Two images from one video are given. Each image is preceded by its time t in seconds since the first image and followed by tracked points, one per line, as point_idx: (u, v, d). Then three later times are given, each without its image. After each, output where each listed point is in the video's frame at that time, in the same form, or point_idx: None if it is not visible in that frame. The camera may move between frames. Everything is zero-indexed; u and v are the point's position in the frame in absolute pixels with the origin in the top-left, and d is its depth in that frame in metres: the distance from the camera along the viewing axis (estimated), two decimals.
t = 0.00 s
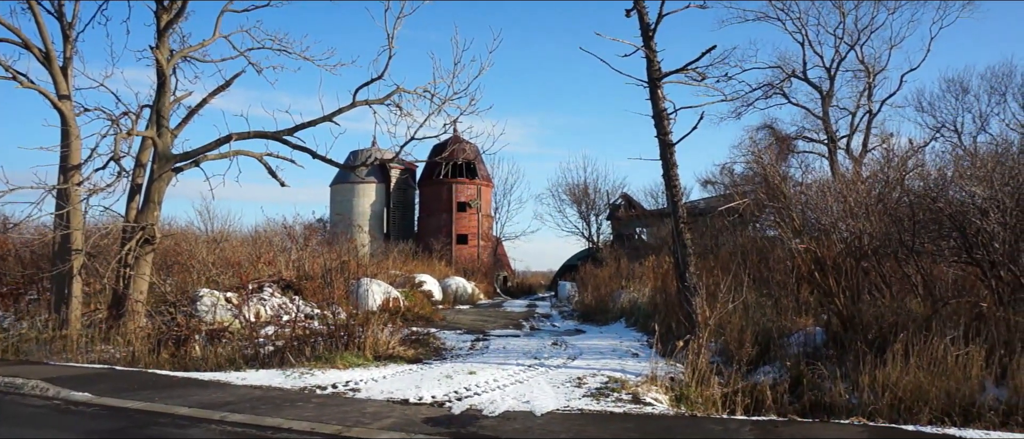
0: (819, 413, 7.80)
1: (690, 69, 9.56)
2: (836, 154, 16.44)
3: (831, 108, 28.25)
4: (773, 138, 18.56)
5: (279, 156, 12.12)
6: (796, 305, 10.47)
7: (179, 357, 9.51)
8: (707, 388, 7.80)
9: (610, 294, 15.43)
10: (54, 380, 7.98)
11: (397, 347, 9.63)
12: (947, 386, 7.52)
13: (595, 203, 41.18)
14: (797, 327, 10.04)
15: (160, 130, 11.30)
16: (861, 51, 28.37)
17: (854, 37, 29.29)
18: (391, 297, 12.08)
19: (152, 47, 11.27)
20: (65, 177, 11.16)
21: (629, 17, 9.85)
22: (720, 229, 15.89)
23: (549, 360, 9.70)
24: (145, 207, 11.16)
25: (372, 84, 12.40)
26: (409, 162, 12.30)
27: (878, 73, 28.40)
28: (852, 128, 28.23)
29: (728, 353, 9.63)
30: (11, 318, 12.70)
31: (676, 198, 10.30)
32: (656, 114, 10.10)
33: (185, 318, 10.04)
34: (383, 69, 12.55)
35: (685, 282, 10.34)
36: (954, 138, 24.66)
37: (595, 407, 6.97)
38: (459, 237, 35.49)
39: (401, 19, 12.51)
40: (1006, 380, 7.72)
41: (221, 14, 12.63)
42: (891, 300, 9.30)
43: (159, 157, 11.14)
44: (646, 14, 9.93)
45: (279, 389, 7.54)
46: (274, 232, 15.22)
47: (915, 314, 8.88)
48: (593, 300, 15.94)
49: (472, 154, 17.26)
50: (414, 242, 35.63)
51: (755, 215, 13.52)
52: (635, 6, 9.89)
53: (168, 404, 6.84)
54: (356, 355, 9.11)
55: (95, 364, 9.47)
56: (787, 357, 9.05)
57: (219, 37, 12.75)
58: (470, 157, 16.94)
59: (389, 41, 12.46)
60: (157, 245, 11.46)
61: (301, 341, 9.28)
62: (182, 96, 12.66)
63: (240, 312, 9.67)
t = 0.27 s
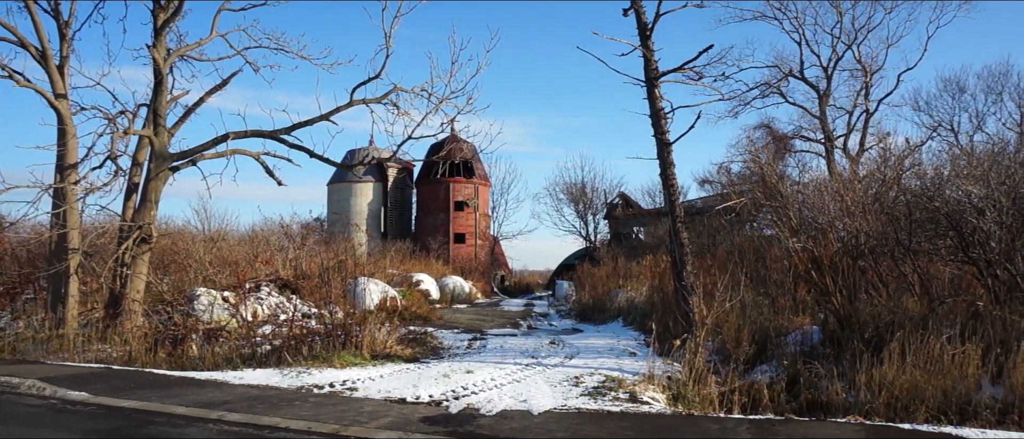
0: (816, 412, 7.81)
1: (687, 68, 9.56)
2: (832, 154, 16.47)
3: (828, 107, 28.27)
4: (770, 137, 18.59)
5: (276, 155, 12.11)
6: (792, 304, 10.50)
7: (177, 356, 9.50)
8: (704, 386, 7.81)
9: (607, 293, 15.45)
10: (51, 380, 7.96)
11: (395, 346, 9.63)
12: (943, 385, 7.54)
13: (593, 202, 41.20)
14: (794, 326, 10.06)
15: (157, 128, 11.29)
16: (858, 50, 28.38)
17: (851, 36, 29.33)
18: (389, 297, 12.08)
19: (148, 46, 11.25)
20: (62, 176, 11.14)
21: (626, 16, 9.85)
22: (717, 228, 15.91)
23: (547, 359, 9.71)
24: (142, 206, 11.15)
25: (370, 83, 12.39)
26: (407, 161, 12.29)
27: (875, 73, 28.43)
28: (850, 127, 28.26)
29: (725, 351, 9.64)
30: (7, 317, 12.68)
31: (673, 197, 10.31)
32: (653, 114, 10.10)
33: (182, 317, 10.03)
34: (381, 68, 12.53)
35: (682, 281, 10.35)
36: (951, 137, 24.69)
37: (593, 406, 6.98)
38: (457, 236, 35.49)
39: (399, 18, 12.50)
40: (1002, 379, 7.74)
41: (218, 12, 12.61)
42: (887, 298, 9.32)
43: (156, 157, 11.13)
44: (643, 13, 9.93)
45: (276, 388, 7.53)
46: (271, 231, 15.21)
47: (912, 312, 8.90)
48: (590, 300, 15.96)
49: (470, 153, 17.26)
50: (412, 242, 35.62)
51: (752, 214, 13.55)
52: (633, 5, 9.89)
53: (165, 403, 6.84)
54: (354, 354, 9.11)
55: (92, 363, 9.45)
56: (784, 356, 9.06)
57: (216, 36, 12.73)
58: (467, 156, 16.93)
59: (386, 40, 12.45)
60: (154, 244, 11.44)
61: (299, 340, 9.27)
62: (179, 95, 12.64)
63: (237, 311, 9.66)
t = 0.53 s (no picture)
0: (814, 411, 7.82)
1: (685, 67, 9.57)
2: (829, 153, 16.50)
3: (825, 107, 28.30)
4: (767, 136, 18.60)
5: (274, 154, 12.10)
6: (790, 303, 10.51)
7: (174, 356, 9.48)
8: (701, 386, 7.82)
9: (604, 293, 15.45)
10: (48, 379, 7.94)
11: (392, 345, 9.62)
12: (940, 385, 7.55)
13: (590, 202, 41.21)
14: (791, 325, 10.08)
15: (153, 128, 11.27)
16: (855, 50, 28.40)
17: (848, 36, 29.36)
18: (387, 296, 12.07)
19: (145, 45, 11.23)
20: (59, 175, 11.11)
21: (624, 16, 9.85)
22: (715, 228, 15.92)
23: (545, 358, 9.71)
24: (139, 205, 11.13)
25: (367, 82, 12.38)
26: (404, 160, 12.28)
27: (872, 72, 28.47)
28: (847, 127, 28.29)
29: (723, 351, 9.64)
30: (3, 317, 12.65)
31: (671, 196, 10.32)
32: (650, 113, 10.11)
33: (179, 316, 10.00)
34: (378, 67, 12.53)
35: (680, 281, 10.36)
36: (948, 136, 24.72)
37: (590, 405, 6.97)
38: (454, 235, 35.48)
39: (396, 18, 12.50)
40: (999, 378, 7.75)
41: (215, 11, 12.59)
42: (884, 298, 9.32)
43: (153, 156, 11.11)
44: (641, 12, 9.93)
45: (273, 388, 7.52)
46: (268, 230, 15.19)
47: (909, 311, 8.91)
48: (587, 299, 15.96)
49: (467, 152, 17.27)
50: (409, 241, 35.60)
51: (749, 214, 13.56)
52: (630, 5, 9.89)
53: (162, 403, 6.82)
54: (351, 354, 9.10)
55: (89, 363, 9.42)
56: (781, 355, 9.06)
57: (213, 35, 12.70)
58: (465, 155, 16.93)
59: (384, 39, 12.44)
60: (151, 244, 11.41)
61: (296, 340, 9.26)
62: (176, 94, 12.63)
63: (234, 311, 9.64)
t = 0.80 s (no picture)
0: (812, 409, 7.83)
1: (684, 66, 9.56)
2: (827, 152, 16.52)
3: (824, 106, 28.33)
4: (766, 135, 18.60)
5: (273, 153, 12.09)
6: (788, 302, 10.52)
7: (172, 355, 9.47)
8: (700, 385, 7.82)
9: (603, 292, 15.46)
10: (47, 379, 7.94)
11: (391, 345, 9.62)
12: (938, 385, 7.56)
13: (589, 201, 41.22)
14: (790, 324, 10.08)
15: (152, 127, 11.26)
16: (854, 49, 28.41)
17: (847, 36, 29.38)
18: (385, 295, 12.07)
19: (144, 44, 11.22)
20: (57, 174, 11.10)
21: (622, 15, 9.85)
22: (713, 227, 15.93)
23: (543, 357, 9.71)
24: (138, 204, 11.12)
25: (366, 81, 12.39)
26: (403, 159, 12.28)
27: (871, 71, 28.49)
28: (845, 126, 28.31)
29: (721, 350, 9.65)
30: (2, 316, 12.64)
31: (669, 196, 10.32)
32: (649, 112, 10.11)
33: (177, 315, 9.99)
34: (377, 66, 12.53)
35: (679, 280, 10.36)
36: (946, 135, 24.75)
37: (589, 404, 6.98)
38: (453, 234, 35.48)
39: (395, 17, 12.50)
40: (997, 377, 7.76)
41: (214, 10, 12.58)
42: (883, 297, 9.32)
43: (151, 155, 11.10)
44: (640, 11, 9.93)
45: (272, 387, 7.52)
46: (267, 229, 15.19)
47: (908, 310, 8.92)
48: (586, 298, 15.97)
49: (466, 151, 17.27)
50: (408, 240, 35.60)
51: (749, 212, 13.58)
52: (629, 4, 9.89)
53: (161, 402, 6.82)
54: (350, 353, 9.10)
55: (88, 362, 9.42)
56: (780, 354, 9.07)
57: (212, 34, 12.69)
58: (464, 154, 16.93)
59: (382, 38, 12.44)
60: (149, 243, 11.41)
61: (295, 339, 9.26)
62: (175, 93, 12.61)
63: (233, 310, 9.63)
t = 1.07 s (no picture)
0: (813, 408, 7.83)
1: (684, 65, 9.56)
2: (828, 151, 16.52)
3: (824, 105, 28.30)
4: (767, 134, 18.59)
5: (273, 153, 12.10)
6: (789, 301, 10.52)
7: (174, 355, 9.48)
8: (701, 384, 7.82)
9: (604, 291, 15.47)
10: (48, 378, 7.95)
11: (392, 344, 9.62)
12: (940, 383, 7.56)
13: (590, 200, 41.21)
14: (790, 323, 10.08)
15: (153, 126, 11.26)
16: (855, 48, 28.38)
17: (848, 34, 29.35)
18: (386, 295, 12.07)
19: (144, 44, 11.22)
20: (58, 174, 11.11)
21: (623, 14, 9.84)
22: (714, 226, 15.93)
23: (544, 356, 9.71)
24: (139, 204, 11.12)
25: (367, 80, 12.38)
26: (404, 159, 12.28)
27: (872, 70, 28.46)
28: (846, 125, 28.29)
29: (722, 349, 9.65)
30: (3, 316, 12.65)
31: (670, 194, 10.32)
32: (650, 111, 10.11)
33: (179, 315, 10.00)
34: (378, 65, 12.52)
35: (680, 279, 10.36)
36: (948, 134, 24.72)
37: (590, 403, 6.98)
38: (454, 233, 35.49)
39: (396, 16, 12.50)
40: (998, 375, 7.76)
41: (215, 10, 12.57)
42: (884, 295, 9.31)
43: (152, 155, 11.10)
44: (640, 10, 9.92)
45: (273, 386, 7.53)
46: (268, 229, 15.20)
47: (910, 309, 8.92)
48: (587, 297, 15.97)
49: (467, 151, 17.28)
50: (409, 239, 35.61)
51: (749, 211, 13.58)
52: (630, 3, 9.89)
53: (162, 402, 6.82)
54: (351, 352, 9.11)
55: (88, 362, 9.43)
56: (781, 353, 9.07)
57: (213, 34, 12.69)
58: (465, 153, 16.93)
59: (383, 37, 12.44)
60: (150, 243, 11.41)
61: (296, 338, 9.27)
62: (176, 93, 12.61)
63: (234, 310, 9.64)
